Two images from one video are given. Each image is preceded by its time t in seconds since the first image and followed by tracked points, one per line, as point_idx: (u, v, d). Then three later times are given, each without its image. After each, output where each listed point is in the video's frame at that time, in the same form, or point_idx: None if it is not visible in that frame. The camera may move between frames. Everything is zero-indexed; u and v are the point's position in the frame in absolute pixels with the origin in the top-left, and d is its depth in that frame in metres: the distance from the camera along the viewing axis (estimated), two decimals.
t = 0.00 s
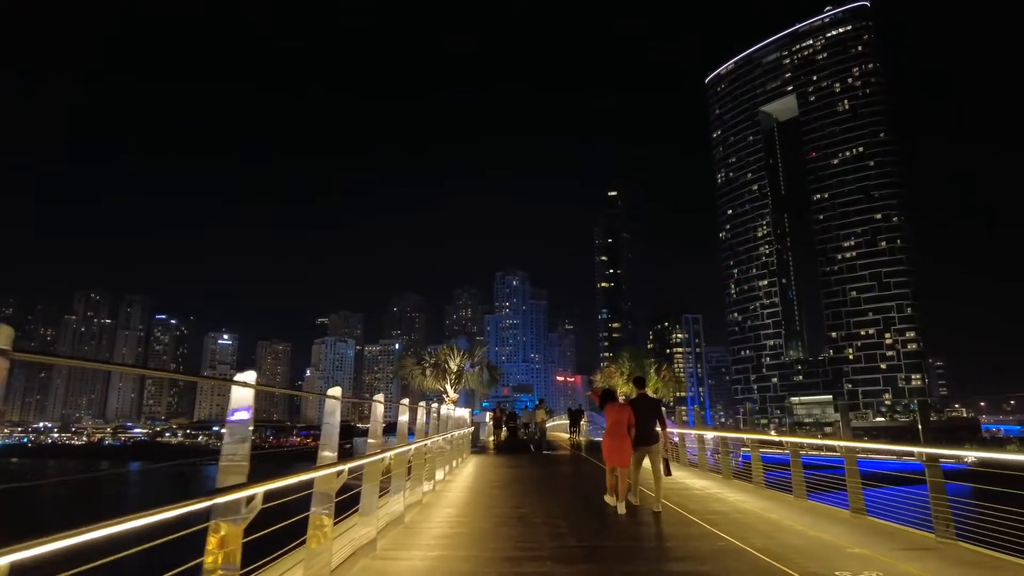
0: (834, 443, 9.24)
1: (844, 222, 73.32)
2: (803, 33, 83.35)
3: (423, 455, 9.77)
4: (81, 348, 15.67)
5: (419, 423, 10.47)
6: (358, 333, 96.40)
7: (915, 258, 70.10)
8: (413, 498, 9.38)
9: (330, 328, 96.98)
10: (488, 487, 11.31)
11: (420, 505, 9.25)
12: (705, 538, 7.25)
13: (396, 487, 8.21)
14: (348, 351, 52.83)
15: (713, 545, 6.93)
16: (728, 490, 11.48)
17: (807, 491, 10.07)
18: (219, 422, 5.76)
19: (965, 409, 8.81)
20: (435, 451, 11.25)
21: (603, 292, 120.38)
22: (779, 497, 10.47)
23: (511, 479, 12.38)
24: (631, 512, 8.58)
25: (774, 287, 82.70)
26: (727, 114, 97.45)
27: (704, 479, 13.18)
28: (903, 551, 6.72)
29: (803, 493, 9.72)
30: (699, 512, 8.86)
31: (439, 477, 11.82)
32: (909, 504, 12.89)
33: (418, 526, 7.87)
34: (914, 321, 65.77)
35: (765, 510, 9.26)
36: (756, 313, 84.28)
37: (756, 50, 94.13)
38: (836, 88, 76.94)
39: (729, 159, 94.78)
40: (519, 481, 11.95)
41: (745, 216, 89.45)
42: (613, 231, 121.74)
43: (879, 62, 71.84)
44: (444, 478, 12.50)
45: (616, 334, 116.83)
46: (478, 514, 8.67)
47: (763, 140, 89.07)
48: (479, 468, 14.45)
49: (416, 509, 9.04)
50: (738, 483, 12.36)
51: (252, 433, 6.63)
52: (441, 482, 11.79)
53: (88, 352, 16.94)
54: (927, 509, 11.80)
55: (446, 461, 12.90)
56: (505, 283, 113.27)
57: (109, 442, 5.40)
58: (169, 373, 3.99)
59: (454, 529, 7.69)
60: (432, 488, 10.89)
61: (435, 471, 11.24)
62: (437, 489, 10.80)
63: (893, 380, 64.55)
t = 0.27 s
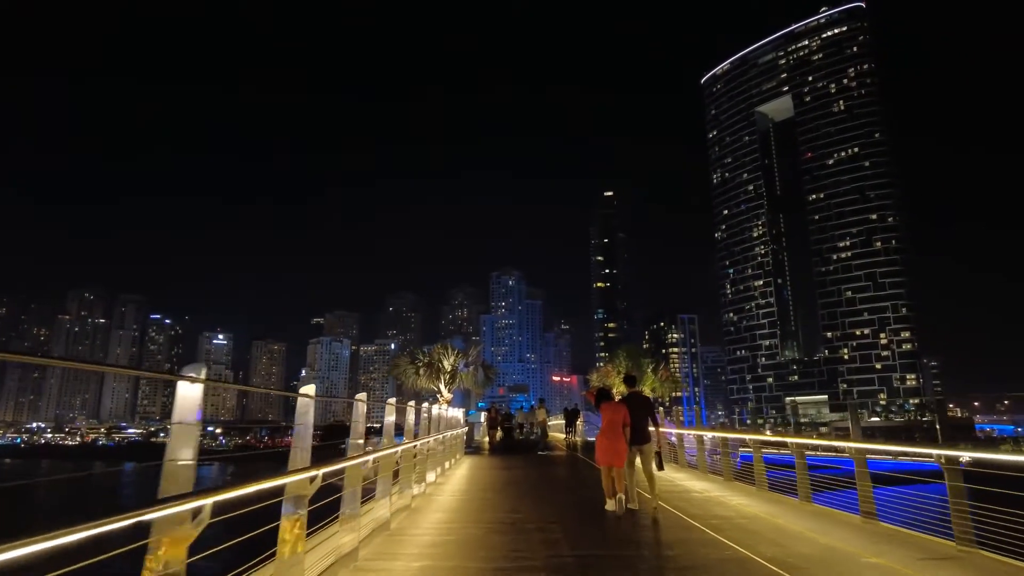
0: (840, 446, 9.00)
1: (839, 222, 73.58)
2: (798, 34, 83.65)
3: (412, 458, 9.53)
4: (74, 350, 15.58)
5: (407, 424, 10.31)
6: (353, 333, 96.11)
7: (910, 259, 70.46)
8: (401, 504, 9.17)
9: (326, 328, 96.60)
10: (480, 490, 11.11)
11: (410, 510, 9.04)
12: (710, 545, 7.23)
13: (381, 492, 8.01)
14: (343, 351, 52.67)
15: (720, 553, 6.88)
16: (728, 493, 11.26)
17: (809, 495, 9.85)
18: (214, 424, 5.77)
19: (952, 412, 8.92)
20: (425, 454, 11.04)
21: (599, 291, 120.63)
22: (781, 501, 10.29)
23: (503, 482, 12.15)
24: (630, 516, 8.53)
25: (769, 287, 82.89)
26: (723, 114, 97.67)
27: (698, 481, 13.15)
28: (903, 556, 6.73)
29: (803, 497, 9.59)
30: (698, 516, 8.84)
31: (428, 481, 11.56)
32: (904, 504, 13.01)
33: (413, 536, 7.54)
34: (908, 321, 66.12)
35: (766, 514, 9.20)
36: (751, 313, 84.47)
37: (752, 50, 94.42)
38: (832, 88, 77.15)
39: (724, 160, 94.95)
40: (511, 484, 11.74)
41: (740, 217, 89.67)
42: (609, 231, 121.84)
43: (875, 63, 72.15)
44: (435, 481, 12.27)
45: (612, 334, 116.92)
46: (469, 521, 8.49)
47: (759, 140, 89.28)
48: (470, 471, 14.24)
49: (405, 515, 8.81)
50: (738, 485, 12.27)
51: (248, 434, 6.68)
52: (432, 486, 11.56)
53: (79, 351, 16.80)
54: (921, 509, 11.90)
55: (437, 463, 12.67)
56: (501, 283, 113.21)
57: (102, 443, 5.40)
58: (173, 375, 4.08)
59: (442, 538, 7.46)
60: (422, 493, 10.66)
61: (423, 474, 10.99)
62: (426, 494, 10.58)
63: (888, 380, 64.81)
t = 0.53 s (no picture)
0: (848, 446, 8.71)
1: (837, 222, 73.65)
2: (796, 33, 83.59)
3: (403, 458, 9.06)
4: (72, 349, 15.56)
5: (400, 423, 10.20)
6: (351, 332, 96.10)
7: (908, 258, 70.56)
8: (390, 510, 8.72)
9: (324, 327, 96.62)
10: (476, 493, 10.68)
11: (401, 515, 8.62)
12: (707, 544, 7.09)
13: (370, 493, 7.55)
14: (341, 351, 52.61)
15: (718, 553, 6.70)
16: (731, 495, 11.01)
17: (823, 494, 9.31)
18: (211, 423, 5.79)
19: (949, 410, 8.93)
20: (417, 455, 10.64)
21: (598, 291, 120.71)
22: (793, 504, 9.84)
23: (498, 485, 11.72)
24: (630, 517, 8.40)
25: (768, 287, 82.93)
26: (721, 113, 97.68)
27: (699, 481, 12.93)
28: (919, 555, 6.63)
29: (813, 498, 9.17)
30: (697, 517, 8.69)
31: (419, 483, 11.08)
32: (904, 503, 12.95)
33: (406, 544, 6.98)
34: (907, 320, 66.25)
35: (767, 515, 9.02)
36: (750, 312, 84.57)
37: (750, 49, 94.40)
38: (830, 88, 77.21)
39: (722, 159, 94.98)
40: (508, 486, 11.33)
41: (738, 216, 89.73)
42: (607, 231, 121.82)
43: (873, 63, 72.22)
44: (427, 483, 11.88)
45: (610, 334, 116.91)
46: (465, 525, 8.04)
47: (757, 140, 89.32)
48: (465, 472, 13.90)
49: (395, 520, 8.38)
50: (740, 486, 12.15)
51: (246, 433, 6.68)
52: (424, 489, 11.15)
53: (76, 350, 16.83)
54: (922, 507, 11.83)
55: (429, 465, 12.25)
56: (499, 282, 113.25)
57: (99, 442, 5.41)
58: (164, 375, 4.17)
59: (433, 545, 6.99)
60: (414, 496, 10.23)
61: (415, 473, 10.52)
62: (418, 497, 10.18)
63: (886, 379, 64.92)
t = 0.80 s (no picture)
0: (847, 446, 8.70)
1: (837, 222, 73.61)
2: (797, 33, 83.49)
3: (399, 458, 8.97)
4: (69, 348, 15.48)
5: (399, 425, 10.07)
6: (350, 331, 96.01)
7: (908, 258, 70.59)
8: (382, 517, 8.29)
9: (323, 326, 96.54)
10: (473, 498, 10.22)
11: (393, 523, 8.26)
12: (705, 546, 6.87)
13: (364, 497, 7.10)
14: (341, 350, 52.49)
15: (715, 556, 6.44)
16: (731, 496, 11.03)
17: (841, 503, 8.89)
18: (211, 423, 5.79)
19: (950, 410, 8.93)
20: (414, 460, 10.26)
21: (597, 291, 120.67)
22: (800, 509, 9.52)
23: (495, 489, 11.28)
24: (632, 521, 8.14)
25: (767, 286, 82.93)
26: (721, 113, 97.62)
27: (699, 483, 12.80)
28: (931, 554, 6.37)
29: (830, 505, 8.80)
30: (701, 521, 8.46)
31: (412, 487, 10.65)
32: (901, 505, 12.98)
33: (395, 556, 6.46)
34: (906, 320, 66.26)
35: (772, 518, 8.77)
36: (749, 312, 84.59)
37: (751, 49, 94.34)
38: (830, 87, 77.20)
39: (722, 159, 94.94)
40: (507, 491, 10.92)
41: (738, 216, 89.69)
42: (607, 230, 121.70)
43: (873, 62, 72.19)
44: (423, 487, 11.50)
45: (610, 334, 116.85)
46: (459, 533, 7.66)
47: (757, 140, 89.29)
48: (461, 476, 13.47)
49: (388, 528, 7.98)
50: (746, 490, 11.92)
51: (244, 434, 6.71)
52: (420, 494, 10.75)
53: (77, 349, 16.84)
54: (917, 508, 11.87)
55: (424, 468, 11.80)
56: (499, 282, 113.20)
57: (99, 441, 5.41)
58: (144, 376, 4.14)
59: (426, 552, 6.60)
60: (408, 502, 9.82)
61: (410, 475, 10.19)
62: (413, 503, 9.79)
63: (886, 379, 64.92)
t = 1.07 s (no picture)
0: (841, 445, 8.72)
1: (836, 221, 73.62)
2: (796, 33, 83.54)
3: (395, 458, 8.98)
4: (69, 347, 15.49)
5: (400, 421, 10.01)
6: (349, 331, 96.01)
7: (906, 259, 70.70)
8: (371, 520, 8.04)
9: (322, 326, 96.57)
10: (467, 501, 9.94)
11: (384, 526, 7.98)
12: (711, 553, 6.76)
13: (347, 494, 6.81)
14: (340, 349, 52.43)
15: (720, 565, 6.26)
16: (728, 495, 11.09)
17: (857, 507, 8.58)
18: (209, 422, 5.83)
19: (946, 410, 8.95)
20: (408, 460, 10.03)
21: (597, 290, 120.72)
22: (810, 509, 9.36)
23: (490, 491, 11.00)
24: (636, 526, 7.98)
25: (766, 286, 83.04)
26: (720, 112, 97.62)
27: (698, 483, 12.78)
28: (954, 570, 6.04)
29: (844, 507, 8.51)
30: (708, 523, 8.33)
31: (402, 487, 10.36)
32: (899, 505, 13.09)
33: (388, 557, 6.49)
34: (905, 321, 66.35)
35: (780, 520, 8.61)
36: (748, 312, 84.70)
37: (750, 49, 94.29)
38: (829, 87, 77.24)
39: (721, 158, 94.97)
40: (504, 493, 10.66)
41: (737, 216, 89.72)
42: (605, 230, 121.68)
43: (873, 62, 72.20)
44: (416, 488, 11.24)
45: (609, 333, 116.86)
46: (452, 538, 7.38)
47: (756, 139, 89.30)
48: (457, 477, 13.22)
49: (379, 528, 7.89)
50: (748, 485, 11.77)
51: (244, 433, 6.65)
52: (414, 494, 10.50)
53: (75, 348, 16.86)
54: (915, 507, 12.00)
55: (417, 468, 11.54)
56: (498, 281, 113.19)
57: (98, 441, 5.44)
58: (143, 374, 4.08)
59: (420, 561, 6.29)
60: (400, 504, 9.56)
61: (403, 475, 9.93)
62: (406, 505, 9.53)
63: (885, 379, 64.99)
